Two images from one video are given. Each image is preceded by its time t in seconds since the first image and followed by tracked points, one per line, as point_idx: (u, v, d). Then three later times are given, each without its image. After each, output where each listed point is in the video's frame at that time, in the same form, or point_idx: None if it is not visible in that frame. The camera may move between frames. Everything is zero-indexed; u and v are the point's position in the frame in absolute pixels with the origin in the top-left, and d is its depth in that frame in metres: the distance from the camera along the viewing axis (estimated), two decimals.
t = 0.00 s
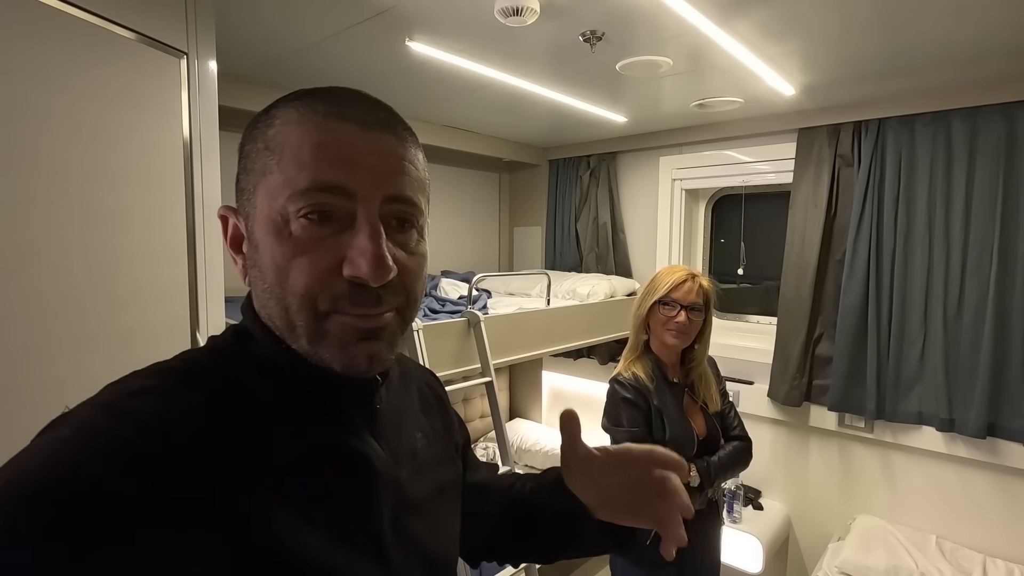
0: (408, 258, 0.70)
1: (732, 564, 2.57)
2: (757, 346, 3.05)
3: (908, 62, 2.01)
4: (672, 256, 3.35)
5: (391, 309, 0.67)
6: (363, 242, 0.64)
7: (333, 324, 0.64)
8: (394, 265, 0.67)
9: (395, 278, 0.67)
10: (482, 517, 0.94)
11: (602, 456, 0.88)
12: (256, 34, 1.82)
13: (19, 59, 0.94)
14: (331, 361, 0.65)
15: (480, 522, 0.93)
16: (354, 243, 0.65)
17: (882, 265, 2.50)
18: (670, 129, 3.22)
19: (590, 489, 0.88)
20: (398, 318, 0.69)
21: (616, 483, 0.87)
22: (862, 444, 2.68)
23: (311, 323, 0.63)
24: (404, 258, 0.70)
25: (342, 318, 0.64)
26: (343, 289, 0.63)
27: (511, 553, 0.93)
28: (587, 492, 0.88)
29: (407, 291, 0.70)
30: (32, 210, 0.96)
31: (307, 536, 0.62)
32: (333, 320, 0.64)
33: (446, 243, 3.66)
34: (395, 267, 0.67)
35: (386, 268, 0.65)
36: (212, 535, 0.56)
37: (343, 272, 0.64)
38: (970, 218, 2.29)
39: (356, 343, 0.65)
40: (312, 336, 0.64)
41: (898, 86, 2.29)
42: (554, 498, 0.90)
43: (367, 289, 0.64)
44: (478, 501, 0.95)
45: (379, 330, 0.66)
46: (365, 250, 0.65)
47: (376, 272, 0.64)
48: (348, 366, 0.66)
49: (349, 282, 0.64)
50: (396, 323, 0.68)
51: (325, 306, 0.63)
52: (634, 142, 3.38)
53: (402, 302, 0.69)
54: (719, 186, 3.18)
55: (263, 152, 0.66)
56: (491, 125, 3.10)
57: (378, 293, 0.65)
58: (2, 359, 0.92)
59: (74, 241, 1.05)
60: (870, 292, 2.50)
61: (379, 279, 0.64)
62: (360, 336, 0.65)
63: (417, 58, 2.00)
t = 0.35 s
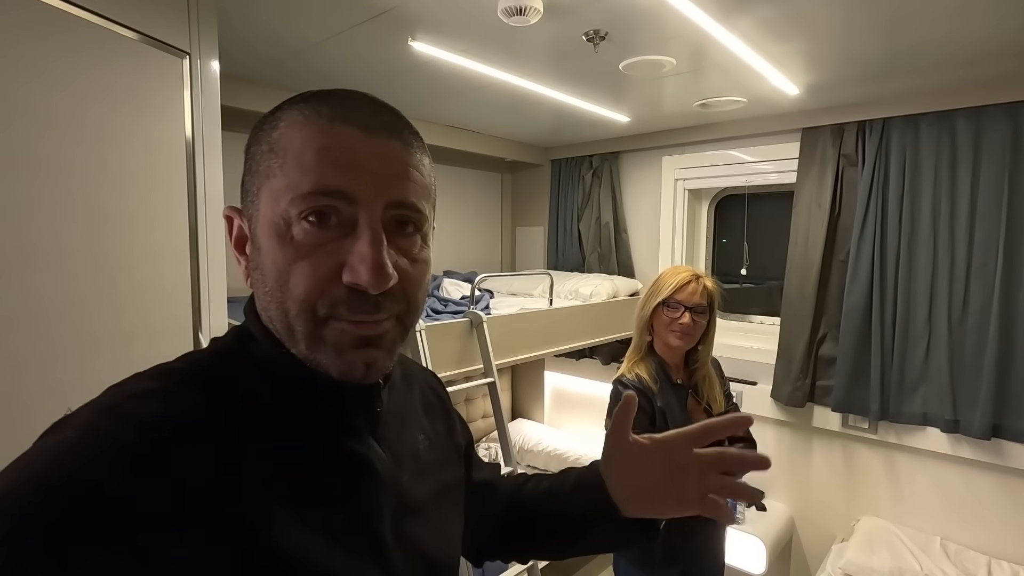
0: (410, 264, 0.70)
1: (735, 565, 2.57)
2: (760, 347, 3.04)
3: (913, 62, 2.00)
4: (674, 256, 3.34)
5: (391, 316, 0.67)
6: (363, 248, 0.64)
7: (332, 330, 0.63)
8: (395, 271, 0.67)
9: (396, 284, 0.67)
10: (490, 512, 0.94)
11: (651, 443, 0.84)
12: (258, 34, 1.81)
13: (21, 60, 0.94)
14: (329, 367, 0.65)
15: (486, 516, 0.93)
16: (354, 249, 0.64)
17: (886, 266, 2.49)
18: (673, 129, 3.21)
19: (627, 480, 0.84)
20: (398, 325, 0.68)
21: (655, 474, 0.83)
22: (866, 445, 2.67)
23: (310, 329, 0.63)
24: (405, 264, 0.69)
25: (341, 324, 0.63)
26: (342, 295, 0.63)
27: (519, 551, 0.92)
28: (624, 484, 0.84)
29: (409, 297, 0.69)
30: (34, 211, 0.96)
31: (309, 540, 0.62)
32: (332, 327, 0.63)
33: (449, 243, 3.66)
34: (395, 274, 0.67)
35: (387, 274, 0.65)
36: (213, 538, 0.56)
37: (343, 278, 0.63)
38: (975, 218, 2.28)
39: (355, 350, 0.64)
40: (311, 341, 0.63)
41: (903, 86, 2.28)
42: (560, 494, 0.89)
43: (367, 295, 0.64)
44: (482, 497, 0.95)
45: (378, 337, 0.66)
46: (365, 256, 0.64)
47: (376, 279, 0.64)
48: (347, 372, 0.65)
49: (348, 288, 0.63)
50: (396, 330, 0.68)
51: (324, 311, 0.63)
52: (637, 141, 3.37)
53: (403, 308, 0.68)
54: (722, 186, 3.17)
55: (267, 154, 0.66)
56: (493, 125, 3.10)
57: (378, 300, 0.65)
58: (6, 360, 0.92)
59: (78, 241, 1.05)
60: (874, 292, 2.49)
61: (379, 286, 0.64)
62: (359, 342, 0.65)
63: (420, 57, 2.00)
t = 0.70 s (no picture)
0: (417, 268, 0.70)
1: (737, 565, 2.56)
2: (763, 346, 3.03)
3: (916, 60, 2.00)
4: (676, 255, 3.34)
5: (396, 321, 0.67)
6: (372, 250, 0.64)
7: (338, 332, 0.63)
8: (403, 275, 0.67)
9: (403, 287, 0.67)
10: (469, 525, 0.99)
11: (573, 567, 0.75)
12: (260, 34, 1.82)
13: (24, 60, 0.94)
14: (335, 369, 0.65)
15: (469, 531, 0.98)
16: (363, 251, 0.64)
17: (889, 265, 2.49)
18: (675, 129, 3.20)
19: None
20: (403, 328, 0.68)
21: None
22: (868, 445, 2.66)
23: (316, 331, 0.63)
24: (413, 268, 0.69)
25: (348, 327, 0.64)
26: (349, 297, 0.63)
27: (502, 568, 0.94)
28: None
29: (414, 302, 0.69)
30: (37, 211, 0.96)
31: (313, 541, 0.62)
32: (339, 329, 0.63)
33: (450, 242, 3.66)
34: (403, 277, 0.67)
35: (395, 278, 0.65)
36: (215, 539, 0.55)
37: (350, 280, 0.63)
38: (978, 217, 2.27)
39: (360, 353, 0.65)
40: (316, 343, 0.63)
41: (906, 84, 2.27)
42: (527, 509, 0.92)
43: (374, 298, 0.64)
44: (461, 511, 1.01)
45: (383, 341, 0.66)
46: (373, 259, 0.64)
47: (384, 283, 0.64)
48: (352, 375, 0.65)
49: (355, 291, 0.63)
50: (401, 334, 0.68)
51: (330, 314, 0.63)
52: (639, 141, 3.36)
53: (408, 312, 0.68)
54: (724, 185, 3.17)
55: (277, 155, 0.66)
56: (494, 125, 3.10)
57: (385, 303, 0.65)
58: (11, 359, 0.92)
59: (82, 241, 1.05)
60: (877, 291, 2.49)
61: (387, 289, 0.64)
62: (364, 346, 0.65)
63: (421, 57, 2.00)
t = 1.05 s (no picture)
0: (418, 262, 0.70)
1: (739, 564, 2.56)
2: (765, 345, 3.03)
3: (920, 58, 1.99)
4: (679, 254, 3.34)
5: (399, 314, 0.67)
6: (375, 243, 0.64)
7: (342, 325, 0.64)
8: (405, 268, 0.67)
9: (406, 281, 0.67)
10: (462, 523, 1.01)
11: None
12: (263, 34, 1.82)
13: (28, 61, 0.94)
14: (338, 362, 0.65)
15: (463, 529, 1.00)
16: (366, 244, 0.65)
17: (892, 263, 2.48)
18: (677, 127, 3.20)
19: None
20: (406, 322, 0.69)
21: None
22: (872, 444, 2.65)
23: (319, 324, 0.63)
24: (414, 262, 0.70)
25: (351, 319, 0.64)
26: (353, 290, 0.63)
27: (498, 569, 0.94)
28: None
29: (417, 295, 0.70)
30: (42, 210, 0.97)
31: (311, 537, 0.62)
32: (343, 322, 0.64)
33: (453, 242, 3.66)
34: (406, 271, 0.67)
35: (398, 271, 0.65)
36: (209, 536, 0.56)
37: (354, 273, 0.64)
38: (982, 216, 2.26)
39: (363, 346, 0.65)
40: (319, 337, 0.64)
41: (910, 82, 2.27)
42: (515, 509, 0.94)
43: (377, 291, 0.64)
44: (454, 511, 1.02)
45: (386, 334, 0.66)
46: (376, 253, 0.64)
47: (387, 276, 0.64)
48: (354, 368, 0.66)
49: (359, 285, 0.63)
50: (404, 327, 0.68)
51: (333, 307, 0.63)
52: (641, 139, 3.36)
53: (411, 306, 0.69)
54: (727, 184, 3.16)
55: (279, 150, 0.66)
56: (498, 124, 3.10)
57: (389, 296, 0.65)
58: (17, 356, 0.93)
59: (88, 239, 1.06)
60: (880, 290, 2.48)
61: (390, 282, 0.64)
62: (368, 338, 0.65)
63: (423, 56, 2.01)
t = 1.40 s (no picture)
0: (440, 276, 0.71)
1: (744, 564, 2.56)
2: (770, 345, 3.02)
3: (926, 57, 1.98)
4: (682, 253, 3.33)
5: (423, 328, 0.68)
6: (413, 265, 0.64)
7: (373, 342, 0.64)
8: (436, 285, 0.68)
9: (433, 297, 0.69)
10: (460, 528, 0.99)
11: None
12: (268, 34, 1.83)
13: (35, 60, 0.94)
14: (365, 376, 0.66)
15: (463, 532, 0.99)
16: (402, 265, 0.64)
17: (897, 263, 2.47)
18: (681, 127, 3.19)
19: None
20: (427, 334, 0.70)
21: None
22: (877, 444, 2.65)
23: (350, 341, 0.63)
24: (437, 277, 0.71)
25: (383, 337, 0.65)
26: (387, 310, 0.64)
27: None
28: None
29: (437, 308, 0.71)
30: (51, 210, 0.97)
31: (311, 538, 0.62)
32: (374, 339, 0.64)
33: (457, 241, 3.67)
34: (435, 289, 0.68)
35: (432, 292, 0.66)
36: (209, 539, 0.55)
37: (388, 293, 0.64)
38: (988, 215, 2.25)
39: (390, 360, 0.66)
40: (349, 353, 0.64)
41: (915, 81, 2.25)
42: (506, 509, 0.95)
43: (410, 311, 0.65)
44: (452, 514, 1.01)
45: (412, 349, 0.67)
46: (412, 274, 0.65)
47: (423, 297, 0.65)
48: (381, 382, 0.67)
49: (394, 305, 0.64)
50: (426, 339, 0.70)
51: (367, 327, 0.63)
52: (645, 139, 3.36)
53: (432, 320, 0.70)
54: (731, 183, 3.15)
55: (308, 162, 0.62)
56: (501, 123, 3.10)
57: (419, 314, 0.66)
58: (26, 356, 0.93)
59: (96, 240, 1.06)
60: (885, 290, 2.47)
61: (425, 302, 0.65)
62: (395, 354, 0.66)
63: (428, 56, 2.01)
